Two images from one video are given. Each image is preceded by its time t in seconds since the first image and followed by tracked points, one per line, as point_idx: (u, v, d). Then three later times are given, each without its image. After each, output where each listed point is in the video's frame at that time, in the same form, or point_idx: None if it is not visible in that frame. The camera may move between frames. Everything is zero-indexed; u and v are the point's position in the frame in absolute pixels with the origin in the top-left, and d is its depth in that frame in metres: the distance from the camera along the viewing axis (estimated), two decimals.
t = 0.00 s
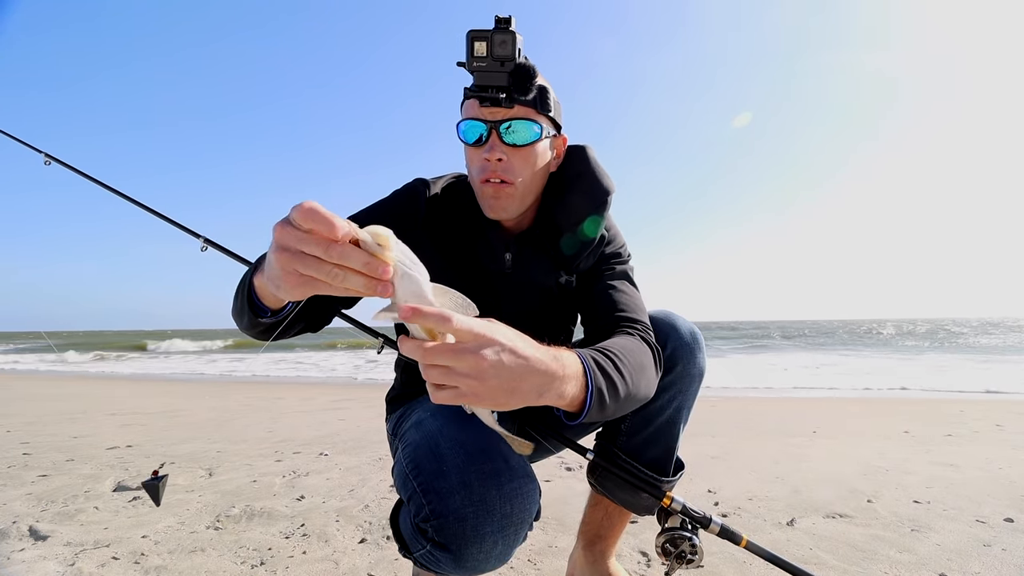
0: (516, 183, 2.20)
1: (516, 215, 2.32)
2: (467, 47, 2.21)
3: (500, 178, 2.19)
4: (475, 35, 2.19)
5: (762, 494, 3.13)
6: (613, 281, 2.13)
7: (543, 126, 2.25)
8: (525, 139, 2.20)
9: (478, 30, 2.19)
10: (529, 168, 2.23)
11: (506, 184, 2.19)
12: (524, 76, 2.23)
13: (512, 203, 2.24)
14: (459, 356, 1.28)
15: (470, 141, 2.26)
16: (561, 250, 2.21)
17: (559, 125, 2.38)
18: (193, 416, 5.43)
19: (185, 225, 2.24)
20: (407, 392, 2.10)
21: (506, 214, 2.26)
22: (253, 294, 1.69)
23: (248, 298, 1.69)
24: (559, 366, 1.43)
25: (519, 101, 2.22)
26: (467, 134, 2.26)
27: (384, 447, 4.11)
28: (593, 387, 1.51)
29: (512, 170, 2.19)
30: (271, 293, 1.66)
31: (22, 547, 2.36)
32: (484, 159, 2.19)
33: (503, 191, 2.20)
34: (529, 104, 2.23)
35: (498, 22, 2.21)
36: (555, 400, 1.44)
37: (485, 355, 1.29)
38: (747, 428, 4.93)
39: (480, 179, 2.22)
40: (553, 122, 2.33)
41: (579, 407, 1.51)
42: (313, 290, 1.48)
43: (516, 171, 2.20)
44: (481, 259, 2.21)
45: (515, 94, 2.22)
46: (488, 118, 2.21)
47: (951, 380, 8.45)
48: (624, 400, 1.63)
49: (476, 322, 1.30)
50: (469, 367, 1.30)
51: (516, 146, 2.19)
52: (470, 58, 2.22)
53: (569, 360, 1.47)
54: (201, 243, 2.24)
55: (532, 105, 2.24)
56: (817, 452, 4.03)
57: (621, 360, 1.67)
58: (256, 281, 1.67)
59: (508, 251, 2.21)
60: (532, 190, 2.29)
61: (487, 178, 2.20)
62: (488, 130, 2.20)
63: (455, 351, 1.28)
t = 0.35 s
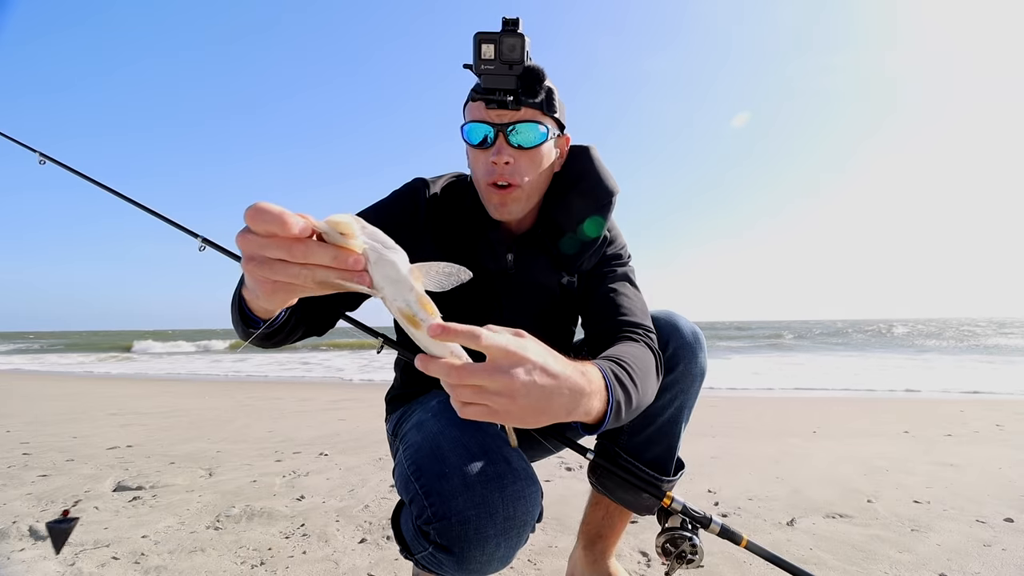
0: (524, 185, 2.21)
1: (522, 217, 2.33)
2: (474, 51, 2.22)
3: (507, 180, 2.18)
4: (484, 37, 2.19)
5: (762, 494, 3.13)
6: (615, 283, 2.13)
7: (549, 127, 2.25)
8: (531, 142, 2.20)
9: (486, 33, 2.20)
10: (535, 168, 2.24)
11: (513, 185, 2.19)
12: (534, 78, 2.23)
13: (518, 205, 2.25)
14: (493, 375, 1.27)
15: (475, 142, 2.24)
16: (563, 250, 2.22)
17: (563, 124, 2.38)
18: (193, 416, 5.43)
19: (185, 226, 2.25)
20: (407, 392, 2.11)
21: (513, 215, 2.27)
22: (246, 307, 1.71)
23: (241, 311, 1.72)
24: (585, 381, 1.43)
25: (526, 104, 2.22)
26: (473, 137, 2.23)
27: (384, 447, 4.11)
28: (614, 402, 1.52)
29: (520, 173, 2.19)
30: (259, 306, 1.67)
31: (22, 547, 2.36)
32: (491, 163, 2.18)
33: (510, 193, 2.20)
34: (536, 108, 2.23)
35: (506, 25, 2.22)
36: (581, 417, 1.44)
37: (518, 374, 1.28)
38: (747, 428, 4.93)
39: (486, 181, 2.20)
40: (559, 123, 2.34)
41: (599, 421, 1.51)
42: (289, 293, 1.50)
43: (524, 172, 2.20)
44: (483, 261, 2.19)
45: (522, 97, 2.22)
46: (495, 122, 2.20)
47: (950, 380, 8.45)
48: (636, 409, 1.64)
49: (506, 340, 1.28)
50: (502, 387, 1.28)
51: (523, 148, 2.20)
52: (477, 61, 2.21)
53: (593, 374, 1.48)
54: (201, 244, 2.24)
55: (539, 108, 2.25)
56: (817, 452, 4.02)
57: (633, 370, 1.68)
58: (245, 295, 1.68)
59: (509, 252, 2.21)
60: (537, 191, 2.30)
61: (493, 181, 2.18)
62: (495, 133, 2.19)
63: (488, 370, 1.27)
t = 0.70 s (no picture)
0: (536, 194, 2.23)
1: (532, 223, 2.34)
2: (488, 63, 2.15)
3: (520, 189, 2.20)
4: (499, 51, 2.12)
5: (762, 494, 3.13)
6: (610, 287, 2.14)
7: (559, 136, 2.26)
8: (544, 151, 2.20)
9: (500, 46, 2.13)
10: (547, 178, 2.25)
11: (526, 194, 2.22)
12: (549, 95, 2.25)
13: (531, 213, 2.27)
14: (504, 385, 1.26)
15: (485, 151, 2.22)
16: (562, 251, 2.22)
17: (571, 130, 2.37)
18: (193, 416, 5.43)
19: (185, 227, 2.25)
20: (406, 392, 2.11)
21: (524, 223, 2.29)
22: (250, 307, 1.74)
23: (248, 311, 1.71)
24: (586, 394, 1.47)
25: (539, 115, 2.21)
26: (484, 147, 2.21)
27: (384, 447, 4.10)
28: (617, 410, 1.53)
29: (533, 183, 2.21)
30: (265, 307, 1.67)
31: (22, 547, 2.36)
32: (504, 174, 2.18)
33: (523, 202, 2.23)
34: (550, 118, 2.23)
35: (521, 37, 2.15)
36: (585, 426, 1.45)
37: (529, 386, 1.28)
38: (747, 428, 4.93)
39: (498, 191, 2.21)
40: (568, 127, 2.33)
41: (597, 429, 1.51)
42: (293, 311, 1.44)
43: (537, 181, 2.22)
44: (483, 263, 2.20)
45: (536, 109, 2.20)
46: (508, 133, 2.19)
47: (950, 380, 8.46)
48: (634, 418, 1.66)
49: (518, 352, 1.27)
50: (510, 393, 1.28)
51: (535, 157, 2.20)
52: (492, 75, 2.15)
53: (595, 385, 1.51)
54: (200, 245, 2.24)
55: (552, 119, 2.24)
56: (818, 453, 4.02)
57: (632, 380, 1.68)
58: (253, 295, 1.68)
59: (510, 255, 2.23)
60: (547, 198, 2.31)
61: (506, 191, 2.20)
62: (508, 144, 2.17)
63: (500, 381, 1.26)
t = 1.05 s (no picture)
0: (530, 191, 2.23)
1: (527, 222, 2.34)
2: (489, 59, 2.17)
3: (514, 185, 2.21)
4: (498, 47, 2.16)
5: (762, 494, 3.13)
6: (610, 291, 2.14)
7: (559, 138, 2.25)
8: (540, 151, 2.20)
9: (501, 43, 2.17)
10: (543, 177, 2.25)
11: (521, 191, 2.23)
12: (546, 95, 2.22)
13: (524, 211, 2.27)
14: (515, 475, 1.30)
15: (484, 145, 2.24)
16: (563, 250, 2.23)
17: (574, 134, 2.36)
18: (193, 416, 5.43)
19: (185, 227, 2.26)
20: (403, 393, 2.11)
21: (517, 222, 2.28)
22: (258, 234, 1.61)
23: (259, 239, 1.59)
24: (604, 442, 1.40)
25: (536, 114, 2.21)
26: (482, 142, 2.23)
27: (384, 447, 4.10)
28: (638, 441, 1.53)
29: (526, 180, 2.21)
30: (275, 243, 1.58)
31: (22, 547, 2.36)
32: (499, 168, 2.19)
33: (516, 198, 2.23)
34: (547, 118, 2.22)
35: (523, 37, 2.18)
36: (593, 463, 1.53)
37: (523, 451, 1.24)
38: (748, 428, 4.93)
39: (492, 185, 2.22)
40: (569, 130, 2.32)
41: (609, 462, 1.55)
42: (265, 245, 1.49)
43: (532, 179, 2.22)
44: (487, 260, 2.19)
45: (534, 108, 2.20)
46: (505, 129, 2.19)
47: (950, 380, 8.46)
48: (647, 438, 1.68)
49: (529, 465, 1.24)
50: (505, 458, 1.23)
51: (533, 156, 2.20)
52: (492, 72, 2.17)
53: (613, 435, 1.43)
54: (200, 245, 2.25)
55: (550, 120, 2.23)
56: (818, 453, 4.02)
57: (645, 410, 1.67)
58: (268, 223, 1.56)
59: (511, 249, 2.22)
60: (542, 198, 2.31)
61: (499, 185, 2.21)
62: (504, 140, 2.18)
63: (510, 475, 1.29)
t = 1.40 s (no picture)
0: (532, 188, 2.24)
1: (530, 220, 2.35)
2: (498, 54, 2.20)
3: (518, 181, 2.22)
4: (508, 42, 2.16)
5: (762, 494, 3.14)
6: (609, 289, 2.13)
7: (566, 135, 2.28)
8: (545, 148, 2.22)
9: (512, 38, 2.17)
10: (547, 176, 2.26)
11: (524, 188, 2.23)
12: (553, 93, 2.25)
13: (526, 209, 2.27)
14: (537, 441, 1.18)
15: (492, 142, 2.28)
16: (563, 250, 2.25)
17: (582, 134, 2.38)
18: (193, 416, 5.43)
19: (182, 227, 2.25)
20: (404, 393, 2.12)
21: (518, 219, 2.27)
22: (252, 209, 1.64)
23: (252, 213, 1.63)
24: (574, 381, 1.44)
25: (544, 110, 2.24)
26: (491, 136, 2.27)
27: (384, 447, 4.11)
28: (604, 408, 1.51)
29: (530, 177, 2.22)
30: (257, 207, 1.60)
31: (22, 547, 2.36)
32: (504, 163, 2.21)
33: (518, 195, 2.23)
34: (554, 116, 2.25)
35: (534, 32, 2.20)
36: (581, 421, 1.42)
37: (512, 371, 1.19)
38: (747, 428, 4.94)
39: (497, 180, 2.23)
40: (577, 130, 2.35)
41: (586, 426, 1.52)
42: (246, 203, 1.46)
43: (536, 176, 2.23)
44: (490, 260, 2.20)
45: (541, 104, 2.23)
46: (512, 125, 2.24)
47: (949, 381, 8.47)
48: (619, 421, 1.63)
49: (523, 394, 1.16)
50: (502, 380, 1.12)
51: (538, 153, 2.22)
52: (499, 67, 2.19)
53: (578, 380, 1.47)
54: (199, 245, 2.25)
55: (557, 117, 2.27)
56: (817, 453, 4.02)
57: (618, 376, 1.68)
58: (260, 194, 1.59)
59: (514, 247, 2.21)
60: (545, 197, 2.32)
61: (504, 180, 2.22)
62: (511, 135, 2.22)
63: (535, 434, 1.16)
